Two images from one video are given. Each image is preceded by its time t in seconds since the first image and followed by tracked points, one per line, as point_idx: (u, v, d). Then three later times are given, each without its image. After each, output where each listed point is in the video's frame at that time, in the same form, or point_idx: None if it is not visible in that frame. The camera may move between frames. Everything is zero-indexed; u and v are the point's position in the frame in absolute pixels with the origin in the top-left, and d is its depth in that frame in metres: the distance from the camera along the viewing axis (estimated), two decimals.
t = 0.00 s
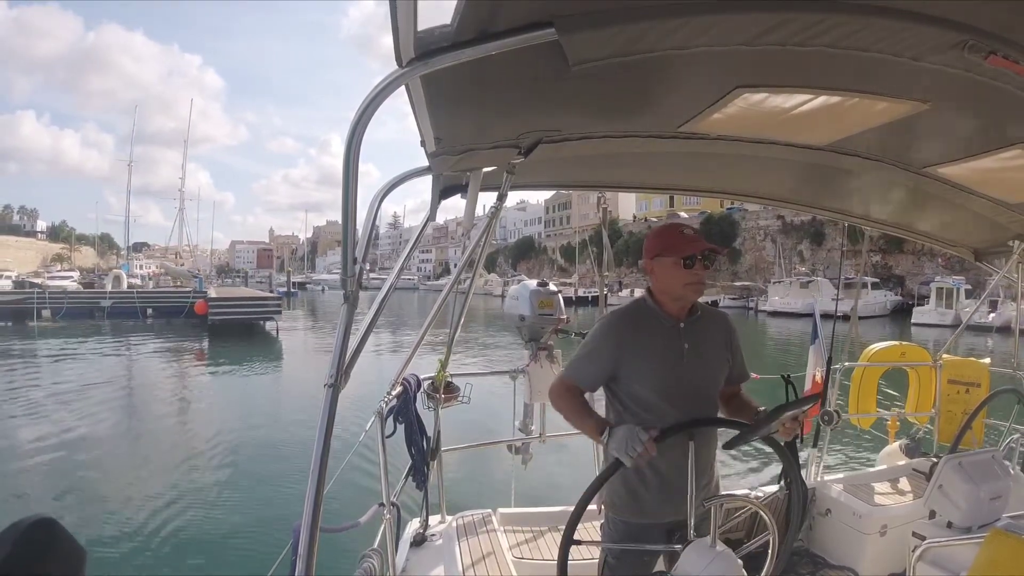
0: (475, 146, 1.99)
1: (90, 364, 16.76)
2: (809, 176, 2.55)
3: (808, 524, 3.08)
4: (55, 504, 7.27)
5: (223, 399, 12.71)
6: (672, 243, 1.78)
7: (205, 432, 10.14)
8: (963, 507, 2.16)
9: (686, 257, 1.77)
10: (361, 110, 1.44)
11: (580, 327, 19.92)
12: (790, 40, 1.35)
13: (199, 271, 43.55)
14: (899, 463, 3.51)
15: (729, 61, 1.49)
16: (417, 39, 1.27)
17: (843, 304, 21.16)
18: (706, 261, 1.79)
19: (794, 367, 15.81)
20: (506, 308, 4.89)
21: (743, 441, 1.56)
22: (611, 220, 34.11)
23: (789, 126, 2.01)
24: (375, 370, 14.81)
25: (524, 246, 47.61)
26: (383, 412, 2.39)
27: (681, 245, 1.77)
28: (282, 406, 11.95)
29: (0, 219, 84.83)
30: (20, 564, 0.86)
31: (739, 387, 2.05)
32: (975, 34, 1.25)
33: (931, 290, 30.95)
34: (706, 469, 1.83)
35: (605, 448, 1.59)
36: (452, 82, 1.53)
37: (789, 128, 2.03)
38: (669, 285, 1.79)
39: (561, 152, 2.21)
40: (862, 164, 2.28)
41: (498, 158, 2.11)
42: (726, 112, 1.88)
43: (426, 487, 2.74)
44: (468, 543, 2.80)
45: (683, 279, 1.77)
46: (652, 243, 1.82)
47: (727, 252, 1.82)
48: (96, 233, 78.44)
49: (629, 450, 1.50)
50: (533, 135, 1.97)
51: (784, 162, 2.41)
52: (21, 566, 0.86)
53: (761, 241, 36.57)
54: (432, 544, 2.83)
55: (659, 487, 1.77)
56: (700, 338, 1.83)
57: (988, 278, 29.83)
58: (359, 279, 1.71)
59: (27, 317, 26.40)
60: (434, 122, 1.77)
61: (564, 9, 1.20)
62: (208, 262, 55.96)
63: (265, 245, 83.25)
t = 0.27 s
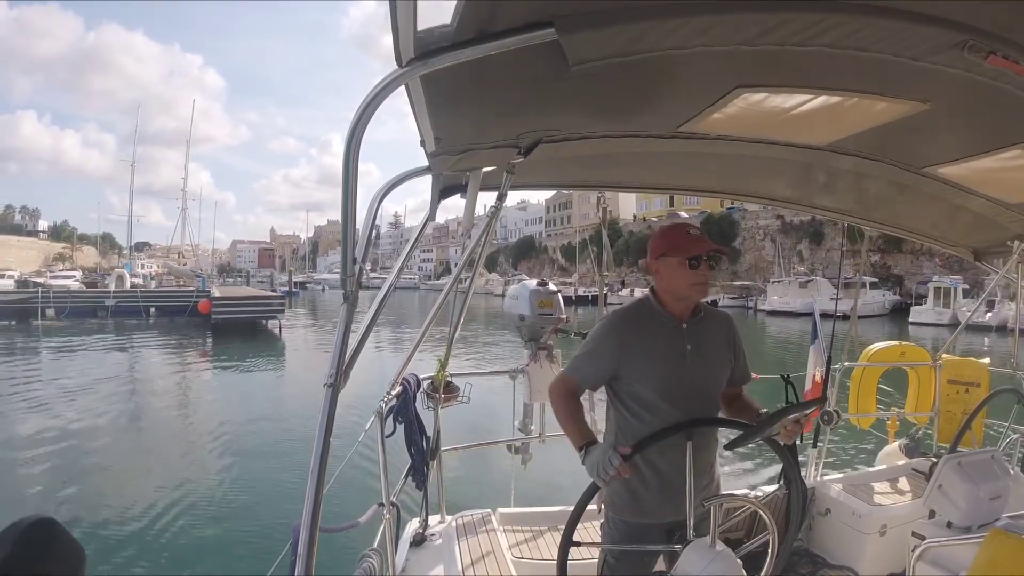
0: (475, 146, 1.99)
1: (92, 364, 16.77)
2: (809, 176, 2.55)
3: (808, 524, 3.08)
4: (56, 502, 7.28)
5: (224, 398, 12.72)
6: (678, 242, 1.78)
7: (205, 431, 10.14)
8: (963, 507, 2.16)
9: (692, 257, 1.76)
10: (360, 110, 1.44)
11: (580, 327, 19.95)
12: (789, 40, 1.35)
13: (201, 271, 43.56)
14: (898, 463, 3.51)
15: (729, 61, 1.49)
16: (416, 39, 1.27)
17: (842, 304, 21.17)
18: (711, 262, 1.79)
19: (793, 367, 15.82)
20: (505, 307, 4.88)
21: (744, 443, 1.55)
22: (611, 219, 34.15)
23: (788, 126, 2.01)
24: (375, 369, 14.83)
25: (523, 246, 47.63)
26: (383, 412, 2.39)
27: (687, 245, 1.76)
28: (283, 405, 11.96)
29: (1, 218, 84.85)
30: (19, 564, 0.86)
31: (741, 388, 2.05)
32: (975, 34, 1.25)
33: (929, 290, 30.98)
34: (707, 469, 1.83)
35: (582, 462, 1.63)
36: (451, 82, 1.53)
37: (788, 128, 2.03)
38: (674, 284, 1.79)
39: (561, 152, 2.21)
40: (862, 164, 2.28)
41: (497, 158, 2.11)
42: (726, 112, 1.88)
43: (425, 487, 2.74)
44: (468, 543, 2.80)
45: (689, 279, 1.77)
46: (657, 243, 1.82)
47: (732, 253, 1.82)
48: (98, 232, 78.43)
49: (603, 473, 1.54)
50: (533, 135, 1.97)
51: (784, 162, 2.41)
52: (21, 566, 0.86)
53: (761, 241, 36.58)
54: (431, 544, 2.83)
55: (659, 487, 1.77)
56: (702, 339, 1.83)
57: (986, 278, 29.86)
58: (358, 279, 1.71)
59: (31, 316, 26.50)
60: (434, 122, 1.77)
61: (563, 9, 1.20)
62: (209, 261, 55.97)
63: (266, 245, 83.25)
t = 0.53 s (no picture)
0: (474, 146, 1.99)
1: (94, 364, 16.78)
2: (809, 176, 2.55)
3: (808, 524, 3.08)
4: (58, 501, 7.28)
5: (224, 398, 12.73)
6: (679, 242, 1.78)
7: (206, 431, 10.14)
8: (963, 507, 2.16)
9: (694, 257, 1.76)
10: (360, 110, 1.44)
11: (581, 327, 19.96)
12: (789, 40, 1.35)
13: (203, 271, 43.58)
14: (898, 463, 3.51)
15: (728, 61, 1.50)
16: (416, 39, 1.27)
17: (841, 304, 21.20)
18: (714, 263, 1.79)
19: (792, 367, 15.84)
20: (505, 308, 4.87)
21: (745, 443, 1.55)
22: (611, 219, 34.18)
23: (788, 126, 2.01)
24: (375, 369, 14.84)
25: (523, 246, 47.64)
26: (383, 411, 2.39)
27: (690, 245, 1.76)
28: (283, 405, 11.97)
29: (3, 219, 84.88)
30: (19, 564, 0.86)
31: (741, 389, 2.05)
32: (974, 34, 1.25)
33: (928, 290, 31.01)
34: (707, 469, 1.83)
35: (582, 464, 1.62)
36: (451, 82, 1.54)
37: (788, 128, 2.03)
38: (676, 285, 1.80)
39: (561, 152, 2.21)
40: (862, 164, 2.28)
41: (497, 158, 2.11)
42: (726, 112, 1.88)
43: (425, 487, 2.74)
44: (467, 543, 2.80)
45: (690, 280, 1.77)
46: (658, 243, 1.82)
47: (735, 254, 1.82)
48: (99, 233, 78.40)
49: (604, 474, 1.53)
50: (533, 135, 1.97)
51: (783, 161, 2.41)
52: (21, 566, 0.86)
53: (761, 241, 36.59)
54: (431, 544, 2.83)
55: (659, 487, 1.77)
56: (704, 339, 1.83)
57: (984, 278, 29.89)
58: (358, 279, 1.70)
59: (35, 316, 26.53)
60: (434, 122, 1.77)
61: (563, 8, 1.20)
62: (211, 262, 55.99)
63: (267, 245, 83.25)
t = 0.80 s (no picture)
0: (474, 146, 1.99)
1: (95, 363, 16.77)
2: (808, 176, 2.55)
3: (807, 523, 3.08)
4: (58, 500, 7.27)
5: (225, 397, 12.73)
6: (683, 242, 1.78)
7: (207, 431, 10.14)
8: (962, 507, 2.16)
9: (698, 258, 1.76)
10: (360, 110, 1.44)
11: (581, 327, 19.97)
12: (787, 41, 1.35)
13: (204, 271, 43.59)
14: (897, 463, 3.51)
15: (726, 61, 1.50)
16: (415, 39, 1.27)
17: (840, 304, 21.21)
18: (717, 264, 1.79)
19: (791, 366, 15.85)
20: (505, 307, 4.87)
21: (744, 443, 1.56)
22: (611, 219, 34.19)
23: (788, 126, 2.01)
24: (375, 369, 14.84)
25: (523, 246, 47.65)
26: (382, 411, 2.39)
27: (694, 246, 1.76)
28: (283, 404, 11.97)
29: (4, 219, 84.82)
30: (17, 564, 0.86)
31: (741, 390, 2.05)
32: (973, 34, 1.25)
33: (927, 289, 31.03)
34: (707, 469, 1.84)
35: (581, 464, 1.62)
36: (450, 82, 1.53)
37: (787, 128, 2.03)
38: (678, 285, 1.80)
39: (560, 152, 2.21)
40: (861, 164, 2.28)
41: (497, 158, 2.11)
42: (725, 112, 1.88)
43: (425, 487, 2.74)
44: (467, 542, 2.80)
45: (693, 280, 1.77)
46: (661, 241, 1.82)
47: (736, 254, 1.83)
48: (100, 233, 78.35)
49: (604, 474, 1.53)
50: (532, 135, 1.97)
51: (782, 161, 2.41)
52: (21, 565, 0.86)
53: (761, 241, 36.59)
54: (431, 544, 2.83)
55: (658, 487, 1.77)
56: (705, 339, 1.84)
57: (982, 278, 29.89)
58: (358, 279, 1.70)
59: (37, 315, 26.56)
60: (433, 122, 1.77)
61: (561, 8, 1.20)
62: (212, 262, 55.98)
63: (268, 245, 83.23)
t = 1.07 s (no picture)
0: (474, 146, 1.99)
1: (98, 363, 16.77)
2: (808, 176, 2.55)
3: (807, 523, 3.08)
4: (58, 500, 7.26)
5: (225, 397, 12.73)
6: (702, 243, 1.76)
7: (208, 431, 10.13)
8: (962, 507, 2.16)
9: (716, 260, 1.77)
10: (359, 110, 1.43)
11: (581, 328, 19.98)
12: (787, 41, 1.35)
13: (206, 271, 43.66)
14: (897, 463, 3.51)
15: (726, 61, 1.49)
16: (415, 39, 1.27)
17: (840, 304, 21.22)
18: (725, 267, 1.81)
19: (791, 366, 15.86)
20: (504, 307, 4.86)
21: (743, 443, 1.55)
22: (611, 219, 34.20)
23: (788, 126, 2.00)
24: (375, 369, 14.85)
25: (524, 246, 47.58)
26: (382, 411, 2.39)
27: (716, 249, 1.76)
28: (284, 404, 11.98)
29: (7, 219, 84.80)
30: (18, 565, 0.86)
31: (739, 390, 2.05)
32: (973, 33, 1.25)
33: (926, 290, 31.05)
34: (707, 471, 1.84)
35: (581, 465, 1.62)
36: (450, 82, 1.54)
37: (787, 128, 2.03)
38: (683, 287, 1.79)
39: (560, 152, 2.21)
40: (860, 164, 2.28)
41: (497, 158, 2.11)
42: (725, 112, 1.88)
43: (424, 487, 2.74)
44: (466, 542, 2.80)
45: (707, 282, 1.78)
46: (680, 244, 1.76)
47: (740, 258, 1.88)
48: (103, 233, 78.25)
49: (604, 476, 1.54)
50: (532, 135, 1.97)
51: (782, 161, 2.41)
52: (22, 564, 0.86)
53: (760, 242, 36.61)
54: (430, 544, 2.83)
55: (657, 488, 1.77)
56: (706, 341, 1.85)
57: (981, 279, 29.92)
58: (357, 279, 1.70)
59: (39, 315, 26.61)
60: (433, 122, 1.77)
61: (561, 8, 1.20)
62: (214, 262, 55.99)
63: (269, 246, 83.21)
